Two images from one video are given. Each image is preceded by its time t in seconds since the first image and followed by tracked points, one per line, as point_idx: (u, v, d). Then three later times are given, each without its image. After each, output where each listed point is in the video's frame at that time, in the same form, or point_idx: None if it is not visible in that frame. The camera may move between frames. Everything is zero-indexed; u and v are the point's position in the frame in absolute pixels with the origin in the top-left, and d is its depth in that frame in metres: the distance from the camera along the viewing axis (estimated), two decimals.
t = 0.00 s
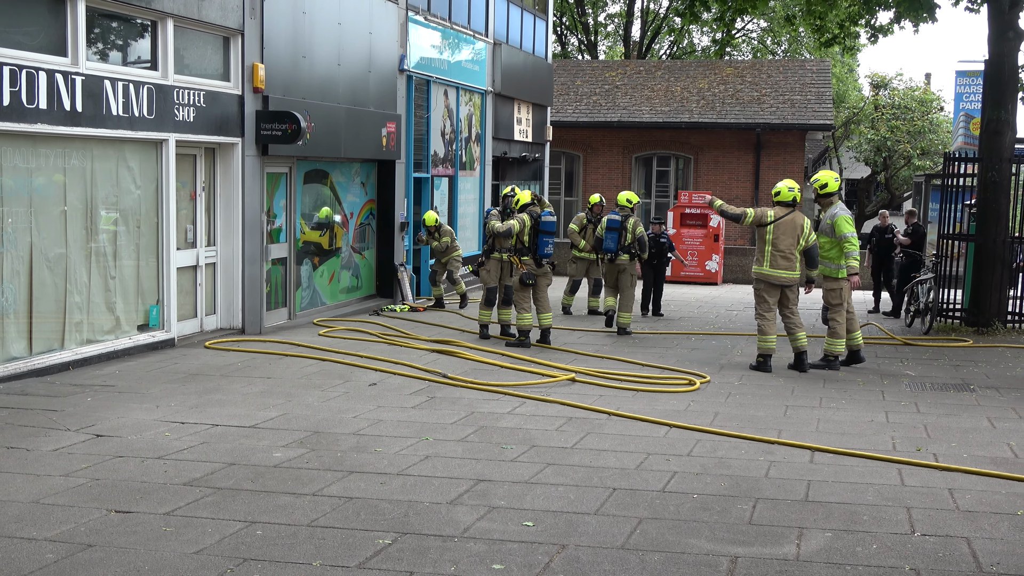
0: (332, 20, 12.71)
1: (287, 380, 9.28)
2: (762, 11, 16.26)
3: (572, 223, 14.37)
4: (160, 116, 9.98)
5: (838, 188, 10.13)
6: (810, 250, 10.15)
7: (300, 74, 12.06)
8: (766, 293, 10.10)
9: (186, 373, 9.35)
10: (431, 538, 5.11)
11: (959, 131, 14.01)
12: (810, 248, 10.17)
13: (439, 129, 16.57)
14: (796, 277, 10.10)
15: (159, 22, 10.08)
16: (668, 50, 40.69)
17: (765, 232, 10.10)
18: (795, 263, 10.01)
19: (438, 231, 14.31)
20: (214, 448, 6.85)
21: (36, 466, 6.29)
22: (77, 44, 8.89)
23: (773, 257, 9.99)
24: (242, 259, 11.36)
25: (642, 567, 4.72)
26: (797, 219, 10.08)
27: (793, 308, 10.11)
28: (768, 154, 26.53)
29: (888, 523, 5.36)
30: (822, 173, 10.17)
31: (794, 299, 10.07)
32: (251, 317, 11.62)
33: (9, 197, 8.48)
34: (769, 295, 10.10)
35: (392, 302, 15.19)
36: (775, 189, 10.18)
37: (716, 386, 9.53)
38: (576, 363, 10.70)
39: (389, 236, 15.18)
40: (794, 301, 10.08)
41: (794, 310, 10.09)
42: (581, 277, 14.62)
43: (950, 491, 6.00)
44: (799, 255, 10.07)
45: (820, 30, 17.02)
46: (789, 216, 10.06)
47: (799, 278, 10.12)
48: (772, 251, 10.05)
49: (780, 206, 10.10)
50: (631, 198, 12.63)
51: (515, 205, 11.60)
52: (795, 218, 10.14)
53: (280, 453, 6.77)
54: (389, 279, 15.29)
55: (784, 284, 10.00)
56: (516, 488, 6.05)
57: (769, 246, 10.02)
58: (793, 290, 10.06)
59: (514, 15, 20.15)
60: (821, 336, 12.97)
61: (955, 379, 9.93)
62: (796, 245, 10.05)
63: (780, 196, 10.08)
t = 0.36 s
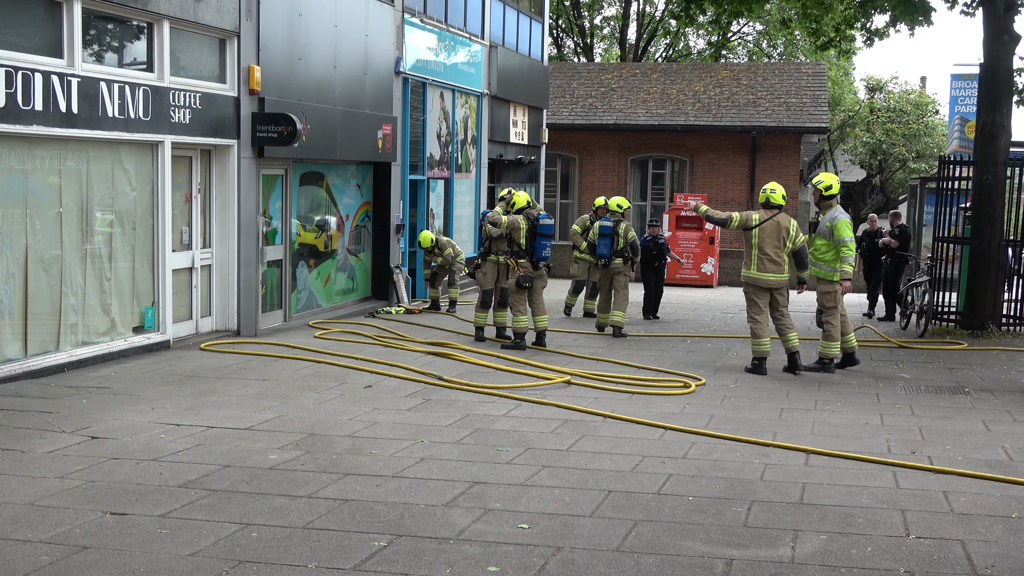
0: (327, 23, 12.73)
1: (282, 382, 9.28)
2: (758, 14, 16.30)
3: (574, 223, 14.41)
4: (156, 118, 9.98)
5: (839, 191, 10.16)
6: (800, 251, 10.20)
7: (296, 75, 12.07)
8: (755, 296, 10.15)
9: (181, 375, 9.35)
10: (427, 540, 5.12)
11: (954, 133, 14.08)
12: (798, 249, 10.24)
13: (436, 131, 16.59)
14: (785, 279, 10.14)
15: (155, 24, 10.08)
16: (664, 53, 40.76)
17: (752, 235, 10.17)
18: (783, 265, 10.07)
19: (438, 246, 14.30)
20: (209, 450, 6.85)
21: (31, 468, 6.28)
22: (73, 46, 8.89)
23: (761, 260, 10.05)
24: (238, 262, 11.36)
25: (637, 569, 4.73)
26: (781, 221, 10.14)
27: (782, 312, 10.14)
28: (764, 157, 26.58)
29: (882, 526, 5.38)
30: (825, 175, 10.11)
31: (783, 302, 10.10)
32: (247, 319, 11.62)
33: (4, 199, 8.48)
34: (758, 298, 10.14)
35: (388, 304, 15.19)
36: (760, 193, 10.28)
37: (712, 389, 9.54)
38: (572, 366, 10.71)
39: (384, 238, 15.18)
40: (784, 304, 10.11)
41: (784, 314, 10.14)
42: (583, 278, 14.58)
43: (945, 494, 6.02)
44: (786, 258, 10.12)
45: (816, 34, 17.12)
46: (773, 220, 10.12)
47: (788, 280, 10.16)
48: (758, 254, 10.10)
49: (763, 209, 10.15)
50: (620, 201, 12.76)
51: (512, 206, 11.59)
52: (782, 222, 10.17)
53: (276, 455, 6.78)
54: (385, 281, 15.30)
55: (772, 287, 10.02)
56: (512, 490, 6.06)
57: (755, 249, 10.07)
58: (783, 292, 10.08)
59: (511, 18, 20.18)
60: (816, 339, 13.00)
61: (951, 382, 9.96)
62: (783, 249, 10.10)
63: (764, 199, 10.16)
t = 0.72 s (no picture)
0: (309, 24, 12.71)
1: (263, 384, 9.25)
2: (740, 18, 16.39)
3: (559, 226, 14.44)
4: (136, 119, 9.93)
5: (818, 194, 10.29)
6: (778, 254, 10.25)
7: (277, 76, 12.04)
8: (734, 300, 10.20)
9: (161, 376, 9.30)
10: (407, 542, 5.12)
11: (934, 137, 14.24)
12: (776, 251, 10.28)
13: (417, 133, 16.58)
14: (763, 282, 10.20)
15: (135, 24, 10.03)
16: (646, 55, 40.91)
17: (728, 238, 10.23)
18: (760, 268, 10.13)
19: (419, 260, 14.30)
20: (189, 452, 6.82)
21: (9, 470, 6.24)
22: (53, 46, 8.84)
23: (738, 263, 10.10)
24: (218, 263, 11.32)
25: (617, 571, 4.75)
26: (758, 224, 10.20)
27: (760, 314, 10.21)
28: (745, 160, 26.71)
29: (860, 527, 5.42)
30: (805, 178, 10.28)
31: (761, 305, 10.15)
32: (227, 321, 11.57)
33: None
34: (737, 302, 10.19)
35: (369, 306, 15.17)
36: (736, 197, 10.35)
37: (692, 391, 9.59)
38: (553, 368, 10.74)
39: (366, 240, 15.16)
40: (762, 306, 10.16)
41: (762, 317, 10.21)
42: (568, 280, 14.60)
43: (923, 496, 6.08)
44: (763, 261, 10.17)
45: (797, 37, 17.39)
46: (750, 223, 10.18)
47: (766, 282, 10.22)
48: (735, 257, 10.16)
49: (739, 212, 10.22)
50: (595, 204, 12.91)
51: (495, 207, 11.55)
52: (758, 224, 10.23)
53: (255, 456, 6.76)
54: (365, 282, 15.27)
55: (750, 290, 10.07)
56: (492, 492, 6.07)
57: (732, 252, 10.13)
58: (761, 295, 10.15)
59: (493, 20, 20.20)
60: (795, 342, 13.09)
61: (928, 384, 10.04)
62: (760, 251, 10.15)
63: (739, 201, 10.23)
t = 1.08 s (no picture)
0: (287, 25, 12.64)
1: (241, 386, 9.18)
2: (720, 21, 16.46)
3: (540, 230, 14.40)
4: (114, 120, 9.83)
5: (794, 196, 10.28)
6: (755, 256, 10.27)
7: (255, 77, 11.96)
8: (711, 302, 10.22)
9: (138, 378, 9.21)
10: (386, 545, 5.09)
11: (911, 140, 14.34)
12: (754, 254, 10.29)
13: (396, 134, 16.53)
14: (740, 284, 10.24)
15: (113, 24, 9.93)
16: (625, 58, 41.05)
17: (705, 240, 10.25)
18: (737, 271, 10.17)
19: (398, 261, 14.09)
20: (166, 454, 6.75)
21: None
22: (29, 46, 8.73)
23: (715, 266, 10.13)
24: (196, 264, 11.22)
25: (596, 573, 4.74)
26: (735, 226, 10.22)
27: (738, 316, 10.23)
28: (723, 162, 26.81)
29: (838, 529, 5.44)
30: (780, 181, 10.27)
31: (738, 307, 10.18)
32: (205, 323, 11.48)
33: None
34: (714, 304, 10.22)
35: (348, 308, 15.10)
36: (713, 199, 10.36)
37: (671, 393, 9.60)
38: (532, 370, 10.72)
39: (344, 241, 15.09)
40: (739, 308, 10.19)
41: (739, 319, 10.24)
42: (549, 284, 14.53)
43: (900, 497, 6.11)
44: (740, 263, 10.21)
45: (775, 40, 17.36)
46: (727, 225, 10.20)
47: (743, 285, 10.26)
48: (712, 260, 10.19)
49: (716, 214, 10.25)
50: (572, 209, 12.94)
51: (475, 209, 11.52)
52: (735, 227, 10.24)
53: (233, 459, 6.69)
54: (344, 284, 15.20)
55: (727, 292, 10.11)
56: (471, 494, 6.04)
57: (710, 255, 10.15)
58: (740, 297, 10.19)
59: (472, 22, 20.18)
60: (773, 344, 13.15)
61: (905, 387, 10.10)
62: (737, 254, 10.18)
63: (716, 204, 10.26)
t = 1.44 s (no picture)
0: (271, 28, 12.59)
1: (223, 390, 9.12)
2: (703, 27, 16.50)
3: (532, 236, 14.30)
4: (96, 122, 9.75)
5: (775, 203, 10.41)
6: (738, 262, 10.30)
7: (239, 81, 11.91)
8: (693, 308, 10.23)
9: (119, 382, 9.13)
10: (367, 550, 5.05)
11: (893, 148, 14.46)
12: (735, 260, 10.33)
13: (380, 138, 16.49)
14: (722, 290, 10.26)
15: (96, 26, 9.84)
16: (609, 63, 41.15)
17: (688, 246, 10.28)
18: (720, 277, 10.18)
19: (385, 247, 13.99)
20: (148, 459, 6.69)
21: None
22: (11, 47, 8.65)
23: (697, 272, 10.15)
24: (179, 268, 11.15)
25: None
26: (716, 232, 10.26)
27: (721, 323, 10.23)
28: (706, 168, 26.89)
29: (820, 535, 5.44)
30: (761, 188, 10.39)
31: (721, 312, 10.19)
32: (187, 326, 11.39)
33: None
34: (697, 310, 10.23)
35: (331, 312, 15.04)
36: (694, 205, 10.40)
37: (654, 398, 9.60)
38: (515, 375, 10.69)
39: (328, 245, 15.03)
40: (722, 314, 10.20)
41: (721, 325, 10.25)
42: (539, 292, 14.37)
43: (882, 503, 6.12)
44: (722, 269, 10.23)
45: (758, 47, 17.47)
46: (709, 231, 10.23)
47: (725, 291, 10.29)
48: (695, 266, 10.21)
49: (697, 220, 10.27)
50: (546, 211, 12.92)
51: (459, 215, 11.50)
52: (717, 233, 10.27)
53: (215, 463, 6.64)
54: (327, 288, 15.13)
55: (710, 298, 10.13)
56: (453, 499, 6.01)
57: (692, 261, 10.17)
58: (720, 303, 10.21)
59: (456, 26, 20.17)
60: (755, 350, 13.19)
61: (887, 393, 10.14)
62: (720, 260, 10.20)
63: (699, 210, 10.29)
